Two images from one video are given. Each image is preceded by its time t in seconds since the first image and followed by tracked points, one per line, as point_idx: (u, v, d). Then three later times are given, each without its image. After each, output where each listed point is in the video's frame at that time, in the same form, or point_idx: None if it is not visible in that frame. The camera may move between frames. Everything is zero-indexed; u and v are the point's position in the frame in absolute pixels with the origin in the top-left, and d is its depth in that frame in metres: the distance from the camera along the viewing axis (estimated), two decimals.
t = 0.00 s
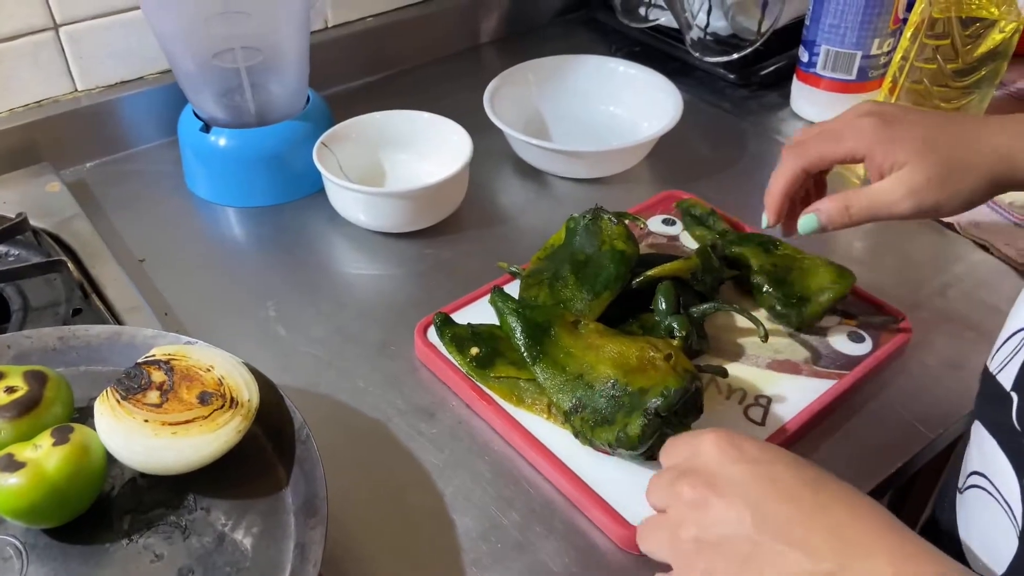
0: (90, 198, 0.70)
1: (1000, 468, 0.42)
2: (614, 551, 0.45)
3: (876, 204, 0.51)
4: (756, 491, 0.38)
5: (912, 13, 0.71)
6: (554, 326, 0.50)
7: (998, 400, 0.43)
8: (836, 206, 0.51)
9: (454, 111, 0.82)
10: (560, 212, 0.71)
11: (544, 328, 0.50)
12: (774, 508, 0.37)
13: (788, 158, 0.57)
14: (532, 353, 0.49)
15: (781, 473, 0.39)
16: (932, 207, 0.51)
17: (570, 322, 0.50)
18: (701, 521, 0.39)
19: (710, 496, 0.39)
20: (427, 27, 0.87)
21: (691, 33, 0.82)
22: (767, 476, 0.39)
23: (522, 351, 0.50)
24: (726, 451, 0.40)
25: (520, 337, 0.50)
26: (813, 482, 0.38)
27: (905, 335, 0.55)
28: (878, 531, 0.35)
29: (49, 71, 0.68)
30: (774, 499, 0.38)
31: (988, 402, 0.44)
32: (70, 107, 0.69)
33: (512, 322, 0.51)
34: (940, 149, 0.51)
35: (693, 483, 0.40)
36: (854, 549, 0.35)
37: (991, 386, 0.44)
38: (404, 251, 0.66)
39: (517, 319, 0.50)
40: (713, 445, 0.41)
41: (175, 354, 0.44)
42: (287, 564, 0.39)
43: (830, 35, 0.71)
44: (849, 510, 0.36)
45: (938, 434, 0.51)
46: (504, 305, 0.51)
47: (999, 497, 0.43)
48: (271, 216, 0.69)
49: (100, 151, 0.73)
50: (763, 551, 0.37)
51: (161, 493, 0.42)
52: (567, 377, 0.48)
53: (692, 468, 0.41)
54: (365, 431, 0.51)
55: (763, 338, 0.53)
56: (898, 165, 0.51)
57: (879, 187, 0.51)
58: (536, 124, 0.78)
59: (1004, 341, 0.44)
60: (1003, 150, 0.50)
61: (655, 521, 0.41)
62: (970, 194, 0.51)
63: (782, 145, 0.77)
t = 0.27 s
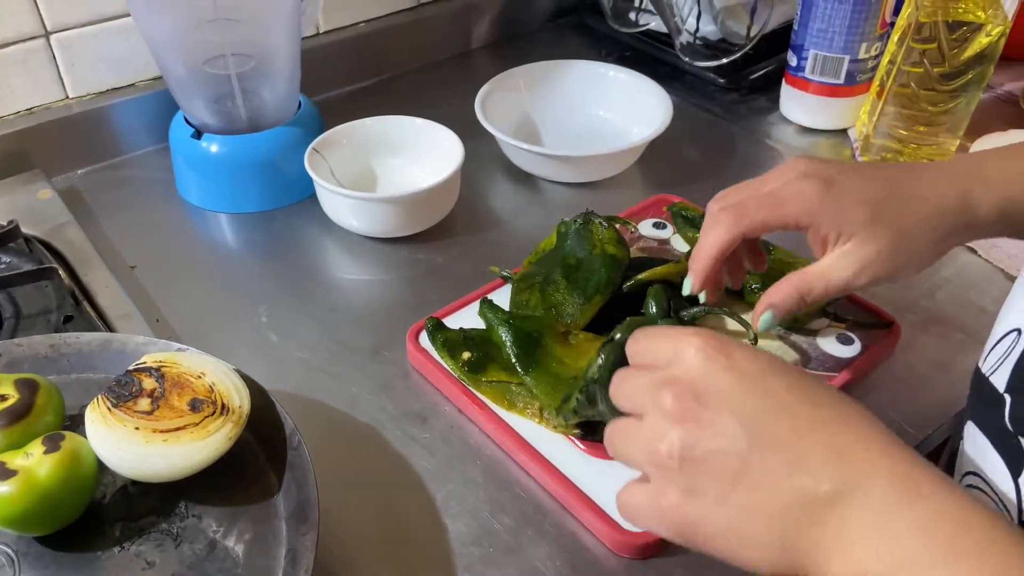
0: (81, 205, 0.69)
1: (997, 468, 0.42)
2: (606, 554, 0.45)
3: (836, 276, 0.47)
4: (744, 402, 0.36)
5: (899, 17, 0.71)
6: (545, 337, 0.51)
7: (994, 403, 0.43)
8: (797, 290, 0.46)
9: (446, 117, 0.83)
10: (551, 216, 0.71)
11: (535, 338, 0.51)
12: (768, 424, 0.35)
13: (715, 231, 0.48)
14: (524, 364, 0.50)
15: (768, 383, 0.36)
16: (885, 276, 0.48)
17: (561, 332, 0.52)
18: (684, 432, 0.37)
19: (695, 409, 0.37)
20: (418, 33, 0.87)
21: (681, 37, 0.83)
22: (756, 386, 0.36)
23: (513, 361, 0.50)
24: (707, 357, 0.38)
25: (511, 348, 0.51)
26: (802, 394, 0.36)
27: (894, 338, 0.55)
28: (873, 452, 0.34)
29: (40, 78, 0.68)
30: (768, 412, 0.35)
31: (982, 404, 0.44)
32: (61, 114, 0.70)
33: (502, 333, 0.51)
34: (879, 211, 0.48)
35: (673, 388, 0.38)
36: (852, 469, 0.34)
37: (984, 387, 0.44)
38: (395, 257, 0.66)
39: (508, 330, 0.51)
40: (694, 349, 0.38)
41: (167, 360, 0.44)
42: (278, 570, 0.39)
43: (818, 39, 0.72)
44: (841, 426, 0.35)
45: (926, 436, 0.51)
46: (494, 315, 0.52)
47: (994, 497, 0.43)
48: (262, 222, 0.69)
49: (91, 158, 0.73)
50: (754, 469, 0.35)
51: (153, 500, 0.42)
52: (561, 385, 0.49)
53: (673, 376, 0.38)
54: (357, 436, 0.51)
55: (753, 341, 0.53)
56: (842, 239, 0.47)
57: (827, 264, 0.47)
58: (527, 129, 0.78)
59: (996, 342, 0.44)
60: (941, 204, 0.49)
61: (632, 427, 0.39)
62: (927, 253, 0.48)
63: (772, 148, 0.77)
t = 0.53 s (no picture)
0: (75, 209, 0.69)
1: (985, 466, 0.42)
2: (603, 553, 0.45)
3: (811, 258, 0.45)
4: (744, 417, 0.37)
5: (891, 18, 0.72)
6: (539, 338, 0.51)
7: (984, 402, 0.43)
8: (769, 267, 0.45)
9: (440, 119, 0.83)
10: (546, 218, 0.71)
11: (529, 339, 0.50)
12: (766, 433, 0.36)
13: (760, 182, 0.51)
14: (518, 364, 0.50)
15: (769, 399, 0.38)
16: (865, 260, 0.46)
17: (555, 333, 0.51)
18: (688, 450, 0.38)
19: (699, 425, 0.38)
20: (412, 36, 0.87)
21: (674, 39, 0.83)
22: (756, 403, 0.38)
23: (507, 361, 0.50)
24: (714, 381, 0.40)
25: (505, 348, 0.50)
26: (802, 408, 0.37)
27: (888, 337, 0.56)
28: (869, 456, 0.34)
29: (34, 82, 0.68)
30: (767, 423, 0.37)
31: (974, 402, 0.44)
32: (55, 118, 0.69)
33: (496, 334, 0.51)
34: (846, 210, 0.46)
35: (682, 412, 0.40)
36: (844, 468, 0.34)
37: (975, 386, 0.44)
38: (390, 259, 0.66)
39: (502, 331, 0.51)
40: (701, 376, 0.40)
41: (162, 363, 0.44)
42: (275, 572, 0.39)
43: (811, 41, 0.72)
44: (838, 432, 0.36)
45: (920, 434, 0.51)
46: (487, 316, 0.52)
47: (981, 494, 0.43)
48: (257, 225, 0.69)
49: (86, 161, 0.73)
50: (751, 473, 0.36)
51: (149, 502, 0.42)
52: (555, 386, 0.49)
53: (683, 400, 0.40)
54: (353, 438, 0.51)
55: (748, 342, 0.53)
56: (825, 218, 0.46)
57: (798, 256, 0.45)
58: (521, 131, 0.78)
59: (987, 340, 0.44)
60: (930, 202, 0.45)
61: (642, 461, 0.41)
62: (908, 251, 0.45)
63: (765, 149, 0.78)
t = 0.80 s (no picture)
0: (71, 215, 0.69)
1: (982, 473, 0.43)
2: (599, 557, 0.45)
3: (889, 306, 0.52)
4: (715, 478, 0.41)
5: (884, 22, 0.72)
6: (528, 341, 0.50)
7: (981, 408, 0.42)
8: (854, 317, 0.53)
9: (436, 124, 0.83)
10: (542, 222, 0.71)
11: (518, 341, 0.50)
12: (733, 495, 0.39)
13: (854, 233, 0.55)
14: (505, 365, 0.49)
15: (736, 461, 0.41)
16: (932, 291, 0.52)
17: (545, 338, 0.50)
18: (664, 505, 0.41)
19: (672, 481, 0.41)
20: (407, 41, 0.87)
21: (669, 43, 0.83)
22: (724, 465, 0.41)
23: (495, 362, 0.50)
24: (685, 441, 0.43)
25: (494, 349, 0.50)
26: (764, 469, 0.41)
27: (881, 342, 0.56)
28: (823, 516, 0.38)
29: (29, 88, 0.68)
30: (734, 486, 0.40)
31: (969, 408, 0.43)
32: (51, 124, 0.69)
33: (488, 333, 0.50)
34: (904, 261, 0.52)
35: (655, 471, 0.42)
36: (803, 528, 0.37)
37: (970, 392, 0.43)
38: (387, 263, 0.66)
39: (493, 330, 0.50)
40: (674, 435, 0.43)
41: (159, 368, 0.44)
42: None
43: (804, 45, 0.73)
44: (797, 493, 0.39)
45: (915, 436, 0.51)
46: (480, 315, 0.51)
47: (979, 501, 0.43)
48: (254, 230, 0.69)
49: (81, 167, 0.73)
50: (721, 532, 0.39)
51: (147, 508, 0.42)
52: (539, 392, 0.48)
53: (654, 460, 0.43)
54: (350, 443, 0.51)
55: (743, 345, 0.54)
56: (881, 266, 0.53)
57: (876, 302, 0.52)
58: (517, 136, 0.78)
59: (979, 347, 0.43)
60: (978, 238, 0.50)
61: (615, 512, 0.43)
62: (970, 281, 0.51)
63: (760, 153, 0.78)
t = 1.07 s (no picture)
0: (66, 222, 0.69)
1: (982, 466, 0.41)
2: (595, 563, 0.45)
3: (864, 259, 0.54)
4: (721, 454, 0.37)
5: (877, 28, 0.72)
6: (523, 348, 0.50)
7: (972, 406, 0.41)
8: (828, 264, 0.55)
9: (430, 130, 0.83)
10: (536, 227, 0.71)
11: (513, 348, 0.50)
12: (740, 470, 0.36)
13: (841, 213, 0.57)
14: (500, 372, 0.49)
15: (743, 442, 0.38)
16: (909, 263, 0.53)
17: (541, 344, 0.51)
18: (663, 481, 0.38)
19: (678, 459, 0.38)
20: (402, 47, 0.87)
21: (663, 49, 0.83)
22: (730, 444, 0.38)
23: (490, 369, 0.50)
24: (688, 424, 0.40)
25: (489, 356, 0.50)
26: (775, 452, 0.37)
27: (875, 342, 0.56)
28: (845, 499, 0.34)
29: (24, 95, 0.68)
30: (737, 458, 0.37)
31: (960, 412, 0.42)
32: (46, 130, 0.69)
33: (482, 340, 0.51)
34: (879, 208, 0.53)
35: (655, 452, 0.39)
36: (818, 498, 0.34)
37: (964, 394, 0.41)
38: (382, 269, 0.66)
39: (488, 337, 0.50)
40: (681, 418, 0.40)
41: (153, 376, 0.44)
42: None
43: (798, 50, 0.73)
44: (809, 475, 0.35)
45: (909, 440, 0.52)
46: (474, 322, 0.51)
47: (970, 497, 0.41)
48: (249, 236, 0.69)
49: (76, 174, 0.73)
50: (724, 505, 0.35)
51: (142, 515, 0.42)
52: (535, 400, 0.48)
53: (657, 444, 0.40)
54: (345, 449, 0.51)
55: (738, 349, 0.54)
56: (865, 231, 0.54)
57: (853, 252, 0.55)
58: (511, 141, 0.79)
59: (981, 343, 0.41)
60: (968, 221, 0.50)
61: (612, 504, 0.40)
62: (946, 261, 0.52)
63: (754, 158, 0.78)
